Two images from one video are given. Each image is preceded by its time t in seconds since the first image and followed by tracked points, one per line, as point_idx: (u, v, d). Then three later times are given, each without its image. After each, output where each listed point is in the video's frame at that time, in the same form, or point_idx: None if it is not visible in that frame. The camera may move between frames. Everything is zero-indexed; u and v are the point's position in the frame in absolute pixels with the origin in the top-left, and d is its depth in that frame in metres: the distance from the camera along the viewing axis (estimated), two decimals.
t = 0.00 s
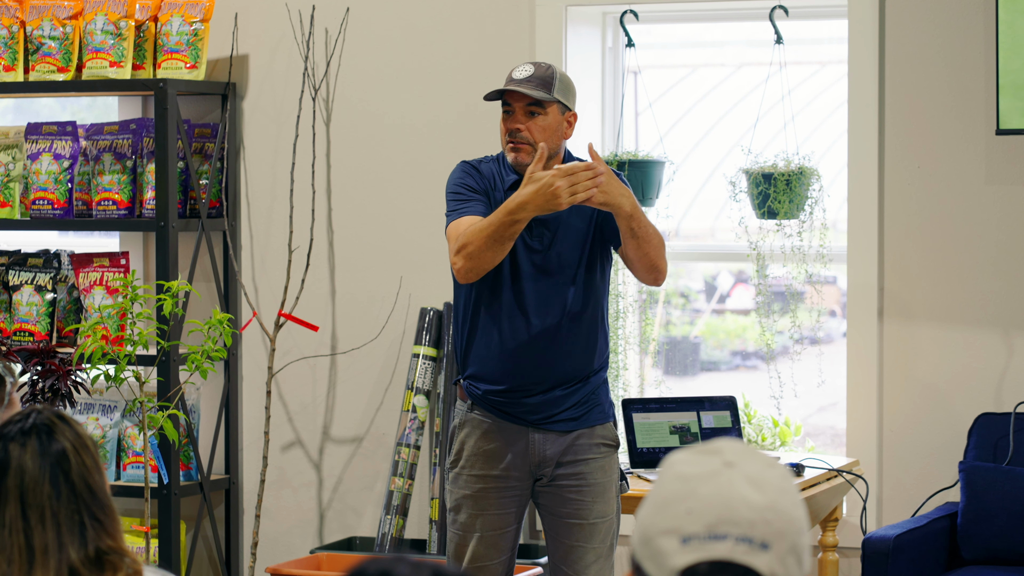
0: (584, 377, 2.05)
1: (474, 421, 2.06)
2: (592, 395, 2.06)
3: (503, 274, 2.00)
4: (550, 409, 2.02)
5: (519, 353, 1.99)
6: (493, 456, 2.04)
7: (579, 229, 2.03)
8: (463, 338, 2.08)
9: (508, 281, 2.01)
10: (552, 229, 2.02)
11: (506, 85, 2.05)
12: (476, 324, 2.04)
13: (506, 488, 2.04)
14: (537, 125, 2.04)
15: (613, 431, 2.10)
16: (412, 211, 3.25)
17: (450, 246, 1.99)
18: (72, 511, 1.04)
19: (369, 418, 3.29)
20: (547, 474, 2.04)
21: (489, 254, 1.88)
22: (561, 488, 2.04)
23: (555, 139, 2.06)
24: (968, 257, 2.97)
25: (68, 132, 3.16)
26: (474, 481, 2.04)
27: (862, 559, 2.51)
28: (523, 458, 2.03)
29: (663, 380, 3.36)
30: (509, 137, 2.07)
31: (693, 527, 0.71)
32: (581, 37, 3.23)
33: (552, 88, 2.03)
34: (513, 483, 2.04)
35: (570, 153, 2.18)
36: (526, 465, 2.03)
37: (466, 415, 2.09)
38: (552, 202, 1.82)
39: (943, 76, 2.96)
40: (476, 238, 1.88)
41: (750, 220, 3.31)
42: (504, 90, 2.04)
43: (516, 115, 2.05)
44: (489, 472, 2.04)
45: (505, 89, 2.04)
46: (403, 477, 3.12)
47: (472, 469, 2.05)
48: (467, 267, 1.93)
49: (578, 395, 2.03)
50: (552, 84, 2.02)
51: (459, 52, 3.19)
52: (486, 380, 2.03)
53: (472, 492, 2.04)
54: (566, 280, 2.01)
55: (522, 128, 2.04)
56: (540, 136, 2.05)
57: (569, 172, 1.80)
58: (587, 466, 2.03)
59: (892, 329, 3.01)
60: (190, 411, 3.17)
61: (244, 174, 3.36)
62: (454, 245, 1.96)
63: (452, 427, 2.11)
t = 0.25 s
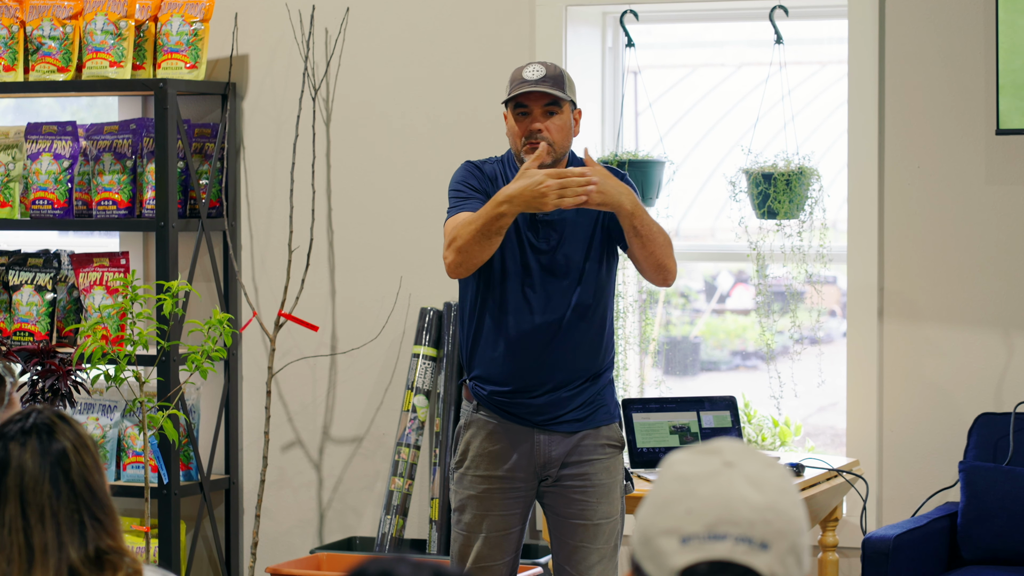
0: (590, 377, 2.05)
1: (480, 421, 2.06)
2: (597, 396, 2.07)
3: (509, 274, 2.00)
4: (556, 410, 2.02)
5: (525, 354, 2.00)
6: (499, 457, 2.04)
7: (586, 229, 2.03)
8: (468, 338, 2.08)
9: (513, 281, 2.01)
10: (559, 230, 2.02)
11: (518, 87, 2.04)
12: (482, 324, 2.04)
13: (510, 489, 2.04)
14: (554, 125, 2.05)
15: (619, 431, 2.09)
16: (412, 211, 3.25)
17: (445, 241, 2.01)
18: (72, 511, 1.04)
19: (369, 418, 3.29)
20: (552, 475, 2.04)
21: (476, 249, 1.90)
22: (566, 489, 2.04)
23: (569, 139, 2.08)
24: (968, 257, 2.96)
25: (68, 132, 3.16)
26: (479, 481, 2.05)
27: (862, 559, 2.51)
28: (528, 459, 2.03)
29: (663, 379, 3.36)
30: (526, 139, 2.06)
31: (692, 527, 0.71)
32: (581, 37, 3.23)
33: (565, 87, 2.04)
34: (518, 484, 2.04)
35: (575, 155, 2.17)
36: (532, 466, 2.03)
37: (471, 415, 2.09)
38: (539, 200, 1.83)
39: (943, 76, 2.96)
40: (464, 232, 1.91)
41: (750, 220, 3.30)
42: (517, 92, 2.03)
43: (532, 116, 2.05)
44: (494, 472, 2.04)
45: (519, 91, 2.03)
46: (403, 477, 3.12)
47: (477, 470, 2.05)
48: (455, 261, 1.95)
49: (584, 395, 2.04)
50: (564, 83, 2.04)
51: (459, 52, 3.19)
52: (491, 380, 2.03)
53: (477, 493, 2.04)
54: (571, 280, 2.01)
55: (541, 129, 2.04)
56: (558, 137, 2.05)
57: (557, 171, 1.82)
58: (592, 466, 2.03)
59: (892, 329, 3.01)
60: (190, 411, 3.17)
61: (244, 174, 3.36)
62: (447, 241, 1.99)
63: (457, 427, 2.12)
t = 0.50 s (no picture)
0: (591, 378, 2.05)
1: (481, 422, 2.06)
2: (598, 396, 2.06)
3: (510, 276, 2.00)
4: (557, 411, 2.02)
5: (526, 355, 2.00)
6: (500, 458, 2.04)
7: (584, 231, 2.04)
8: (470, 340, 2.08)
9: (514, 283, 2.01)
10: (557, 231, 2.03)
11: (520, 85, 2.04)
12: (483, 326, 2.04)
13: (512, 490, 2.04)
14: (556, 124, 2.05)
15: (620, 431, 2.09)
16: (412, 211, 3.25)
17: (462, 246, 1.97)
18: (71, 511, 1.03)
19: (369, 419, 3.29)
20: (553, 475, 2.04)
21: (508, 253, 1.87)
22: (567, 489, 2.04)
23: (570, 139, 2.08)
24: (968, 257, 2.96)
25: (68, 132, 3.16)
26: (480, 482, 2.05)
27: (862, 559, 2.51)
28: (529, 459, 2.03)
29: (663, 380, 3.36)
30: (528, 136, 2.05)
31: (692, 527, 0.71)
32: (581, 37, 3.23)
33: (566, 86, 2.06)
34: (519, 484, 2.04)
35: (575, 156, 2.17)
36: (533, 466, 2.03)
37: (472, 416, 2.09)
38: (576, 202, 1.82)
39: (943, 76, 2.96)
40: (494, 238, 1.88)
41: (750, 220, 3.31)
42: (520, 90, 2.03)
43: (534, 114, 2.05)
44: (495, 473, 2.04)
45: (521, 89, 2.03)
46: (403, 477, 3.12)
47: (478, 470, 2.05)
48: (481, 266, 1.92)
49: (585, 396, 2.03)
50: (566, 83, 2.05)
51: (459, 52, 3.19)
52: (493, 382, 2.03)
53: (478, 493, 2.04)
54: (572, 280, 2.01)
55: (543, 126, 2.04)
56: (560, 134, 2.05)
57: (593, 171, 1.81)
58: (593, 467, 2.03)
59: (892, 329, 3.01)
60: (190, 411, 3.17)
61: (244, 174, 3.36)
62: (467, 246, 1.95)
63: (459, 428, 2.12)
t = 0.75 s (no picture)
0: (591, 378, 2.05)
1: (481, 423, 2.06)
2: (598, 396, 2.06)
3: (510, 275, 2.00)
4: (558, 411, 2.01)
5: (526, 355, 2.00)
6: (500, 458, 2.04)
7: (585, 231, 2.04)
8: (470, 340, 2.08)
9: (515, 282, 2.01)
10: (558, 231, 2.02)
11: (518, 88, 2.04)
12: (484, 326, 2.04)
13: (512, 490, 2.04)
14: (554, 127, 2.05)
15: (620, 431, 2.09)
16: (412, 211, 3.25)
17: (464, 247, 1.97)
18: (71, 511, 1.03)
19: (369, 418, 3.29)
20: (553, 475, 2.04)
21: (515, 255, 1.87)
22: (568, 489, 2.04)
23: (569, 141, 2.08)
24: (968, 256, 2.96)
25: (68, 132, 3.16)
26: (481, 482, 2.05)
27: (862, 559, 2.51)
28: (529, 460, 2.03)
29: (663, 380, 3.36)
30: (526, 140, 2.05)
31: (692, 527, 0.71)
32: (581, 37, 3.23)
33: (565, 89, 2.05)
34: (519, 484, 2.04)
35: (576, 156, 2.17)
36: (533, 467, 2.03)
37: (472, 416, 2.08)
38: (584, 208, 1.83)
39: (943, 75, 2.96)
40: (500, 241, 1.88)
41: (750, 220, 3.31)
42: (518, 93, 2.03)
43: (532, 117, 2.05)
44: (496, 473, 2.04)
45: (518, 93, 2.04)
46: (403, 477, 3.12)
47: (479, 471, 2.05)
48: (484, 268, 1.91)
49: (585, 396, 2.03)
50: (565, 85, 2.04)
51: (459, 52, 3.19)
52: (493, 382, 2.03)
53: (479, 494, 2.04)
54: (572, 281, 2.01)
55: (541, 130, 2.04)
56: (559, 138, 2.05)
57: (603, 178, 1.82)
58: (593, 467, 2.03)
59: (892, 329, 3.01)
60: (190, 411, 3.16)
61: (244, 173, 3.36)
62: (469, 247, 1.95)
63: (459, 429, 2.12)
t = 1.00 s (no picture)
0: (592, 378, 2.05)
1: (482, 423, 2.07)
2: (599, 396, 2.06)
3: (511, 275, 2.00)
4: (559, 411, 2.01)
5: (527, 356, 1.99)
6: (501, 458, 2.04)
7: (587, 232, 2.04)
8: (472, 340, 2.08)
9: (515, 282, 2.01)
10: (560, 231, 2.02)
11: (514, 91, 2.04)
12: (484, 326, 2.04)
13: (512, 490, 2.04)
14: (549, 129, 2.05)
15: (621, 431, 2.09)
16: (412, 211, 3.25)
17: (464, 248, 1.97)
18: (71, 512, 1.04)
19: (369, 418, 3.29)
20: (554, 475, 2.04)
21: (513, 257, 1.87)
22: (568, 489, 2.04)
23: (566, 143, 2.07)
24: (968, 256, 2.96)
25: (67, 132, 3.16)
26: (481, 482, 2.05)
27: (862, 559, 2.51)
28: (530, 459, 2.03)
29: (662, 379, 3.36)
30: (521, 143, 2.06)
31: (692, 526, 0.71)
32: (581, 37, 3.23)
33: (561, 90, 2.04)
34: (520, 484, 2.04)
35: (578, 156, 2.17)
36: (533, 467, 2.03)
37: (473, 416, 2.09)
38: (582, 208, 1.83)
39: (943, 75, 2.96)
40: (500, 242, 1.88)
41: (750, 220, 3.31)
42: (514, 95, 2.03)
43: (527, 120, 2.05)
44: (496, 473, 2.04)
45: (513, 96, 2.04)
46: (403, 477, 3.12)
47: (479, 470, 2.05)
48: (484, 268, 1.91)
49: (586, 396, 2.03)
50: (561, 87, 2.03)
51: (459, 52, 3.19)
52: (494, 382, 2.03)
53: (479, 493, 2.04)
54: (574, 281, 2.01)
55: (536, 133, 2.04)
56: (554, 141, 2.05)
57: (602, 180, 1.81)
58: (594, 467, 2.03)
59: (892, 329, 3.01)
60: (190, 411, 3.17)
61: (244, 173, 3.36)
62: (469, 248, 1.95)
63: (460, 429, 2.12)
